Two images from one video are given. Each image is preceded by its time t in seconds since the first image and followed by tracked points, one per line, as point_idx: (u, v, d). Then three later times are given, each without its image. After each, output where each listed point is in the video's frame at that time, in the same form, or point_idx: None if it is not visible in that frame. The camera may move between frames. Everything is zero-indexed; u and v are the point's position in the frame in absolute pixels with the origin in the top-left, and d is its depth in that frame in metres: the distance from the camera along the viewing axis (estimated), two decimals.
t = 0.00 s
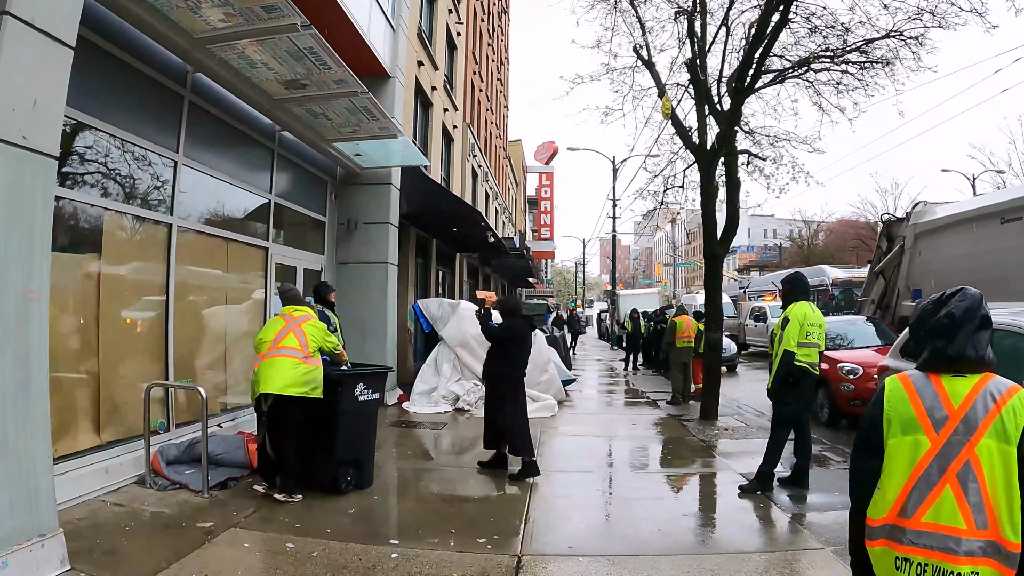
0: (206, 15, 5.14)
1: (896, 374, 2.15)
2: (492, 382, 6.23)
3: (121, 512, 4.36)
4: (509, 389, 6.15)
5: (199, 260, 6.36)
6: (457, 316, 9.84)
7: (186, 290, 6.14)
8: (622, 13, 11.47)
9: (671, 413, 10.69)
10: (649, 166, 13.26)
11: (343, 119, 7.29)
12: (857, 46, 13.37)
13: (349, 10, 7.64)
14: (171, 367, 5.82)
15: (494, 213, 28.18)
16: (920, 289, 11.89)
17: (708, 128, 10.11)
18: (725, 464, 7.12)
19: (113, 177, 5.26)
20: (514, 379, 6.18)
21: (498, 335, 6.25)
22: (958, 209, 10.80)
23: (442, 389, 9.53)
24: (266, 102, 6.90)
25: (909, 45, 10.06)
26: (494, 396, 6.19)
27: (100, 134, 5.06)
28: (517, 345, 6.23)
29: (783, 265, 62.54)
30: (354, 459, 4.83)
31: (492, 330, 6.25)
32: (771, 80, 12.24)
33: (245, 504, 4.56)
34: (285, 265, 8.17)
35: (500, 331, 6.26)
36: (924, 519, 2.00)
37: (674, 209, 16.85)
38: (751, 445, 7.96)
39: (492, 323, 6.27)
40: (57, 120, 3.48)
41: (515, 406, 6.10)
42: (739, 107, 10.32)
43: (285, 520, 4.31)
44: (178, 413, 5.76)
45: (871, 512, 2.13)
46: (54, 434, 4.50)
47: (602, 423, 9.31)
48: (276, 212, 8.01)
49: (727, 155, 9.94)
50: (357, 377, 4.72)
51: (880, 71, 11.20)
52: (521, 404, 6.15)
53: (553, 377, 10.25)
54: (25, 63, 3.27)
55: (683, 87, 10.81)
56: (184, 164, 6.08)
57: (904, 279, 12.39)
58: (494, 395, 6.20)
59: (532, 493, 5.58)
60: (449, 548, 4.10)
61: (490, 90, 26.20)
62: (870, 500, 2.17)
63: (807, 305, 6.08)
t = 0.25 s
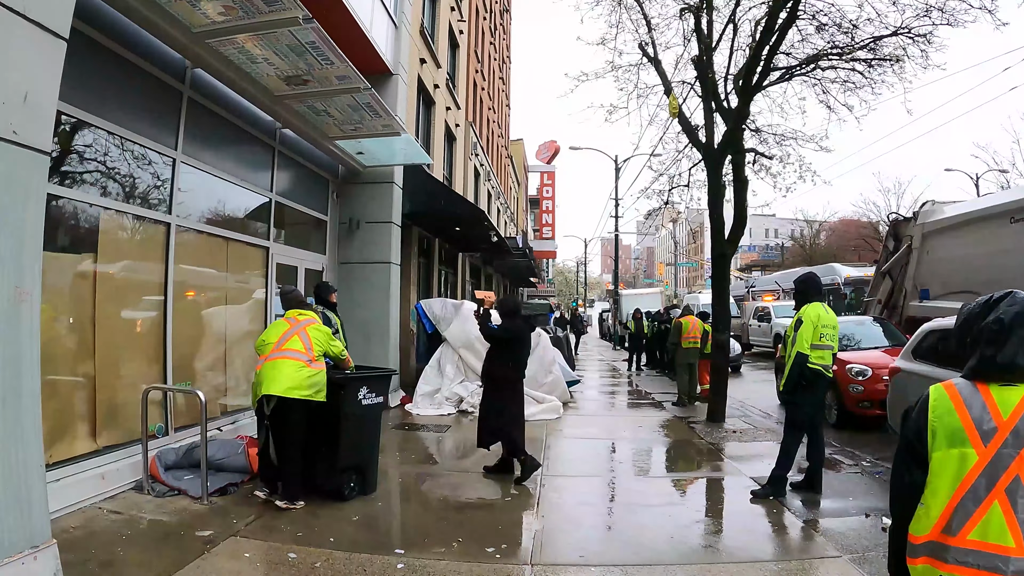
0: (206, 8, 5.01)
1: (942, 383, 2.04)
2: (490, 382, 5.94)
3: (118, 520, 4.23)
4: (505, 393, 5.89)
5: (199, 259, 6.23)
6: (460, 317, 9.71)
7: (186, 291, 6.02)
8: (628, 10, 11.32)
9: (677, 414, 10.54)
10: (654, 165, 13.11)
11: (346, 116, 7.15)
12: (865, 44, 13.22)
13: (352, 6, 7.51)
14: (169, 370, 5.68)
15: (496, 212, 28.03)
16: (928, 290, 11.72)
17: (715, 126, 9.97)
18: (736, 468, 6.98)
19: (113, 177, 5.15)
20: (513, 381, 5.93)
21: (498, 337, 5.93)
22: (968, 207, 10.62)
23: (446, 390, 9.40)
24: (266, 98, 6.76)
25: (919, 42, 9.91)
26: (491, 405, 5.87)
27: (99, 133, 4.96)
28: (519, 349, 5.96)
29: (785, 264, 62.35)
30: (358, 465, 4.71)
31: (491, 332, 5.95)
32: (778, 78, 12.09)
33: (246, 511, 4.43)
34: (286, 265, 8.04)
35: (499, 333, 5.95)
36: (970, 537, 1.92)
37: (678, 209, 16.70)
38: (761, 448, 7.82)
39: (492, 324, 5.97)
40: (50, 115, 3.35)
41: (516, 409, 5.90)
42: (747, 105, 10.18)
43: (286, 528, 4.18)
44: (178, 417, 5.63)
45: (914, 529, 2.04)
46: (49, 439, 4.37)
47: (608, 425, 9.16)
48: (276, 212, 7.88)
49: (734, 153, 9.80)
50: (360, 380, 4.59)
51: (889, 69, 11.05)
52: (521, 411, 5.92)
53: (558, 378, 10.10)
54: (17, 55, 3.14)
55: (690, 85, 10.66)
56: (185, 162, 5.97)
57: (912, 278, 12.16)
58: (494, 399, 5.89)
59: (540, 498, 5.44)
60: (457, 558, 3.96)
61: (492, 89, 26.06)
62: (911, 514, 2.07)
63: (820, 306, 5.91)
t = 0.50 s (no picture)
0: (205, 3, 4.89)
1: (986, 392, 1.95)
2: (489, 382, 5.64)
3: (115, 529, 4.12)
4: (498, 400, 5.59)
5: (200, 261, 6.13)
6: (463, 319, 9.59)
7: (187, 293, 5.92)
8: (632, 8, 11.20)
9: (682, 416, 10.40)
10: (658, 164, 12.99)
11: (348, 115, 7.04)
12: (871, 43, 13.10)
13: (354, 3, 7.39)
14: (169, 373, 5.56)
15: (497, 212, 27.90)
16: (935, 290, 11.57)
17: (722, 125, 9.84)
18: (746, 472, 6.84)
19: (113, 178, 5.06)
20: (508, 384, 5.60)
21: (498, 340, 5.59)
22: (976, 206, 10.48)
23: (449, 393, 9.28)
24: (266, 96, 6.65)
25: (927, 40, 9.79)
26: (489, 412, 5.58)
27: (99, 133, 4.88)
28: (519, 352, 5.63)
29: (787, 265, 62.21)
30: (362, 471, 4.59)
31: (492, 335, 5.61)
32: (784, 77, 11.97)
33: (246, 519, 4.31)
34: (287, 266, 7.92)
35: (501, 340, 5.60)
36: (1014, 554, 1.82)
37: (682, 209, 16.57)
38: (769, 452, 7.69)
39: (494, 326, 5.72)
40: (43, 111, 3.24)
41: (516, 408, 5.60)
42: (753, 104, 10.06)
43: (289, 538, 4.06)
44: (177, 421, 5.52)
45: (953, 544, 1.95)
46: (45, 445, 4.26)
47: (613, 428, 9.03)
48: (277, 212, 7.76)
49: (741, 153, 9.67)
50: (363, 385, 4.48)
51: (896, 67, 10.93)
52: (522, 416, 5.61)
53: (562, 380, 9.97)
54: (8, 50, 3.03)
55: (696, 84, 10.54)
56: (185, 161, 5.86)
57: (918, 279, 12.00)
58: (492, 403, 5.58)
59: (547, 503, 5.32)
60: (464, 569, 3.84)
61: (493, 88, 25.95)
62: (951, 529, 1.99)
63: (834, 308, 5.81)
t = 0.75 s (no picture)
0: None
1: None
2: (492, 381, 5.48)
3: (113, 534, 4.02)
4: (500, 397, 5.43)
5: (199, 260, 6.02)
6: (466, 318, 9.49)
7: (187, 292, 5.82)
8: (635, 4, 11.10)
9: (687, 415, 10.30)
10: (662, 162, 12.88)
11: (349, 111, 6.93)
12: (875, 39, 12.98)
13: None
14: (167, 374, 5.44)
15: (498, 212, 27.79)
16: (941, 288, 11.38)
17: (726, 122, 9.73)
18: (754, 473, 6.72)
19: (112, 177, 4.97)
20: (511, 383, 5.43)
21: (501, 339, 5.47)
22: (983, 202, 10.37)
23: (452, 393, 9.18)
24: (267, 92, 6.53)
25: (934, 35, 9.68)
26: (492, 412, 5.44)
27: (97, 131, 4.79)
28: (520, 352, 5.49)
29: (788, 263, 62.07)
30: (365, 473, 4.48)
31: (492, 332, 5.46)
32: (789, 73, 11.87)
33: (247, 523, 4.20)
34: (287, 266, 7.82)
35: (502, 336, 5.42)
36: None
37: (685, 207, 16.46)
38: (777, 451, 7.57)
39: (495, 325, 5.52)
40: (36, 103, 3.13)
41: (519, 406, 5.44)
42: (758, 100, 9.95)
43: (291, 542, 3.95)
44: (176, 423, 5.42)
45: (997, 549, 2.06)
46: (43, 448, 4.17)
47: (619, 428, 8.91)
48: (277, 210, 7.65)
49: (746, 150, 9.57)
50: (367, 386, 4.37)
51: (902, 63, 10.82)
52: (523, 415, 5.45)
53: (566, 380, 9.86)
54: None
55: (700, 80, 10.44)
56: (184, 158, 5.76)
57: (924, 276, 11.85)
58: (496, 402, 5.44)
59: (555, 504, 5.20)
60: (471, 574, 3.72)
61: (494, 87, 25.85)
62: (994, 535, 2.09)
63: (845, 306, 5.71)
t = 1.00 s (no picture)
0: None
1: None
2: (500, 383, 5.36)
3: (111, 539, 3.89)
4: (511, 396, 5.32)
5: (199, 257, 5.89)
6: (469, 316, 9.38)
7: (186, 291, 5.69)
8: None
9: (693, 414, 10.16)
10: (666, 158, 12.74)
11: (352, 106, 6.79)
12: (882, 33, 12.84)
13: None
14: (167, 374, 5.31)
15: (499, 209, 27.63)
16: (948, 286, 11.08)
17: (733, 117, 9.59)
18: (765, 473, 6.50)
19: (111, 174, 4.86)
20: (522, 384, 5.30)
21: (507, 337, 5.33)
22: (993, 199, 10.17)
23: (455, 392, 9.05)
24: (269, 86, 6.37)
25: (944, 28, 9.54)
26: (500, 410, 5.32)
27: (95, 127, 4.68)
28: (527, 349, 5.36)
29: (789, 261, 61.92)
30: (371, 475, 4.35)
31: (498, 331, 5.36)
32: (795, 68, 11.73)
33: (249, 528, 4.07)
34: (289, 263, 7.68)
35: (508, 332, 5.33)
36: None
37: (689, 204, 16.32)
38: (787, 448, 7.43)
39: (502, 324, 5.42)
40: (30, 92, 3.01)
41: (525, 409, 5.29)
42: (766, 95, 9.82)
43: (295, 547, 3.83)
44: (176, 424, 5.29)
45: None
46: (39, 451, 4.05)
47: (626, 426, 8.77)
48: (278, 207, 7.52)
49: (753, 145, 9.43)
50: (372, 385, 4.25)
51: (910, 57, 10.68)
52: (531, 415, 5.32)
53: (571, 378, 9.74)
54: None
55: (706, 75, 10.28)
56: (184, 154, 5.64)
57: (930, 273, 11.57)
58: (506, 401, 5.33)
59: (565, 505, 5.07)
60: None
61: (495, 84, 25.68)
62: None
63: (860, 302, 5.55)
